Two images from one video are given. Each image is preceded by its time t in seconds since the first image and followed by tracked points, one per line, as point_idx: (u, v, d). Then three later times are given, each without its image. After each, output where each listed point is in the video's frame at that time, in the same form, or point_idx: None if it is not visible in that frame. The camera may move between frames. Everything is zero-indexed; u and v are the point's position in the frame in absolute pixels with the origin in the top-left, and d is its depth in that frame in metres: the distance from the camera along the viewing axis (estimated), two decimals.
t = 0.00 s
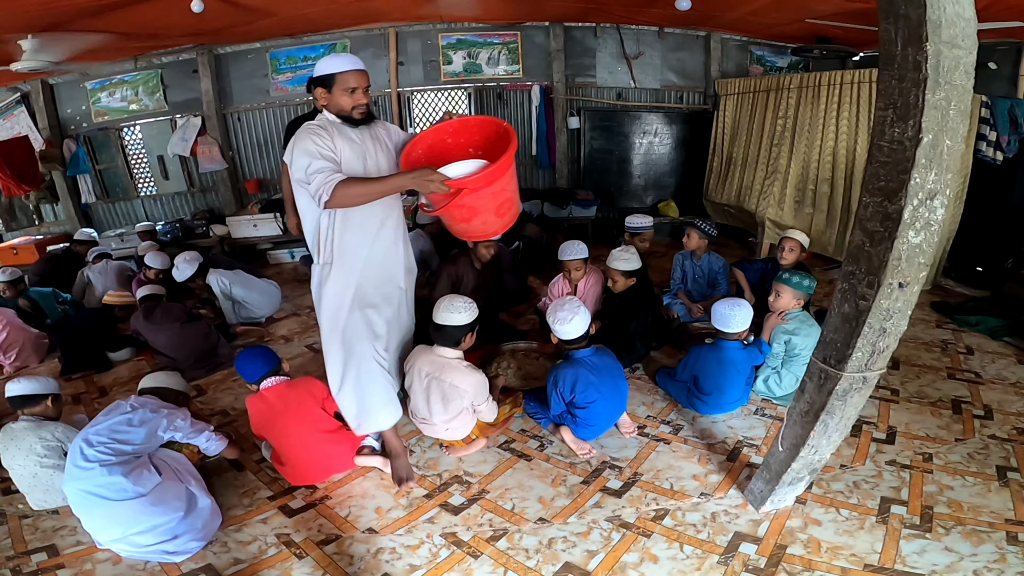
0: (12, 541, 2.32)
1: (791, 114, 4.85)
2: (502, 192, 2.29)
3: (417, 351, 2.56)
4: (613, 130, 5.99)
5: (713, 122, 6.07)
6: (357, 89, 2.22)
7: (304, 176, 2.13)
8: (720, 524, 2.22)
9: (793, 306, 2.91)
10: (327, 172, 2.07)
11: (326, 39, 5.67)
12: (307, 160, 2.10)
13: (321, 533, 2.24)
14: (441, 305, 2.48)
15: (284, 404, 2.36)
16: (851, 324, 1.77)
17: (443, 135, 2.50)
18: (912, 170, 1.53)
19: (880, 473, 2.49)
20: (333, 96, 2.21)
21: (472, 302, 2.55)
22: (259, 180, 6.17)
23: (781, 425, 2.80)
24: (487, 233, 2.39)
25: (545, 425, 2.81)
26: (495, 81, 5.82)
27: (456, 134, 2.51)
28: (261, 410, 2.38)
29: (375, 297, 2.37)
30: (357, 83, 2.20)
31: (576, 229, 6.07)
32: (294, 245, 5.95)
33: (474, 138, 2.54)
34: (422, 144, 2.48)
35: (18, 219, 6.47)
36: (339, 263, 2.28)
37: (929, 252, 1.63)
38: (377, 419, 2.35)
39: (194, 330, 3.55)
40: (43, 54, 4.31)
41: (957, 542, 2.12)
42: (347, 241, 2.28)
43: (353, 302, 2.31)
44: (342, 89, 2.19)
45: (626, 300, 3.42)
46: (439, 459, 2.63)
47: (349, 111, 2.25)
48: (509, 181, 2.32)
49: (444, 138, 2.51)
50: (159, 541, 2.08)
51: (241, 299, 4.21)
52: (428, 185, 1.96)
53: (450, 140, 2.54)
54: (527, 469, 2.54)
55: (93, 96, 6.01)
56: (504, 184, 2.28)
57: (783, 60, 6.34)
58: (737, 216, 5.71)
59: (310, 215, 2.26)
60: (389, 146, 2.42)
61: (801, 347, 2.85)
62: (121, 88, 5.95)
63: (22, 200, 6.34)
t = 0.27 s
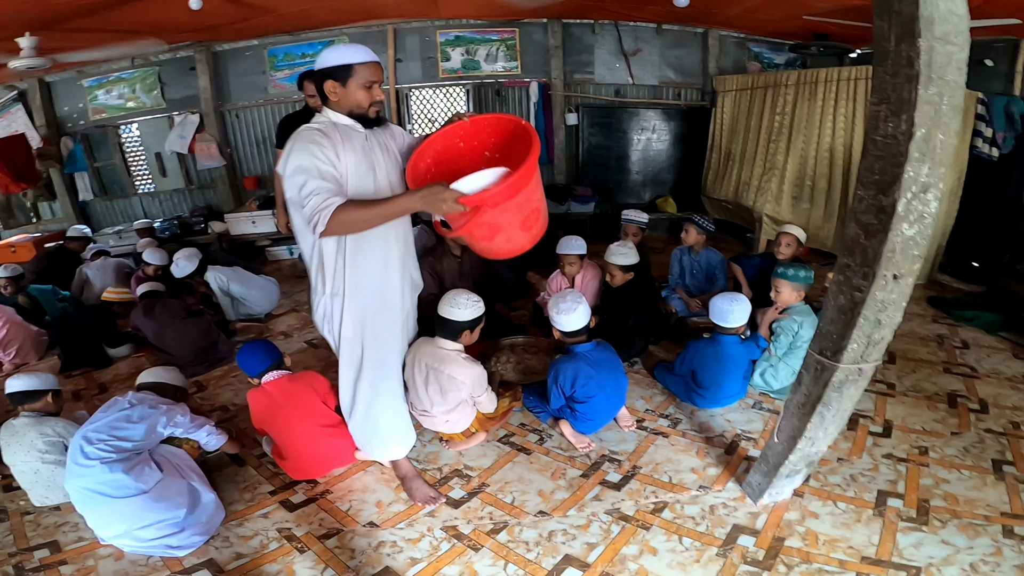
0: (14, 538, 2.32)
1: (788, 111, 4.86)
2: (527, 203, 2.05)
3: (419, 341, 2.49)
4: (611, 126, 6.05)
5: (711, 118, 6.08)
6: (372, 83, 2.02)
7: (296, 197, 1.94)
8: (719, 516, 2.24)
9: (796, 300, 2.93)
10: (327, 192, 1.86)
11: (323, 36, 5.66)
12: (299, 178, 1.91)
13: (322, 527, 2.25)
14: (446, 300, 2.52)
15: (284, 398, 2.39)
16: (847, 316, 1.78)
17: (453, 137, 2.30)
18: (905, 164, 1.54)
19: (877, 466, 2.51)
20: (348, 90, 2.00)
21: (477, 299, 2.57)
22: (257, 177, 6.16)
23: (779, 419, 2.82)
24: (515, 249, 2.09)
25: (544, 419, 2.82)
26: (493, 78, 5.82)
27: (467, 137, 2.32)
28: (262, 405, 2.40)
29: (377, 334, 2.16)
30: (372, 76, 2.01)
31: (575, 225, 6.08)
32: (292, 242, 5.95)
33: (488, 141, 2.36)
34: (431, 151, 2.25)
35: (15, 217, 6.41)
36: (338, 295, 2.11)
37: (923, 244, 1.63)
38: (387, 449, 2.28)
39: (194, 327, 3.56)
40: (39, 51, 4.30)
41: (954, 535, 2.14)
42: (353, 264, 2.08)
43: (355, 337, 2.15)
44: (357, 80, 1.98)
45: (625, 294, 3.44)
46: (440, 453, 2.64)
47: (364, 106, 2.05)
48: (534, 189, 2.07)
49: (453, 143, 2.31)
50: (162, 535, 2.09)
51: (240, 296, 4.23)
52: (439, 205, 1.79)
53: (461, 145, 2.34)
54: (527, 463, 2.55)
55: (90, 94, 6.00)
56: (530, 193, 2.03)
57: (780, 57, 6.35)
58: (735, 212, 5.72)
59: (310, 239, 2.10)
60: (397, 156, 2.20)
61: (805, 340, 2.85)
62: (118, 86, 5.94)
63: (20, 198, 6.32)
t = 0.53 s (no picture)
0: (14, 538, 2.33)
1: (786, 110, 4.87)
2: (554, 217, 1.76)
3: (428, 344, 2.57)
4: (609, 126, 6.07)
5: (709, 118, 6.08)
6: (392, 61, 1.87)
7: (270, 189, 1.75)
8: (715, 516, 2.24)
9: (792, 297, 2.96)
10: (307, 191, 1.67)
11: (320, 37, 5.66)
12: (280, 169, 1.71)
13: (320, 527, 2.26)
14: (450, 298, 2.54)
15: (281, 400, 2.38)
16: (840, 315, 1.79)
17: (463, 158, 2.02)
18: (896, 163, 1.55)
19: (873, 465, 2.52)
20: (362, 68, 1.85)
21: (480, 298, 2.59)
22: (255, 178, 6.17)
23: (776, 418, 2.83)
24: (551, 280, 1.87)
25: (541, 418, 2.83)
26: (491, 78, 5.83)
27: (483, 160, 2.03)
28: (259, 406, 2.43)
29: (377, 355, 2.10)
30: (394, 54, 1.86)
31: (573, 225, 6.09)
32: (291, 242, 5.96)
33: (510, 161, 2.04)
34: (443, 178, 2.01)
35: (13, 219, 6.45)
36: (335, 312, 2.01)
37: (914, 242, 1.66)
38: (400, 458, 2.25)
39: (193, 327, 3.56)
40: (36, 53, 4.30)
41: (950, 534, 2.14)
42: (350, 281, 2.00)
43: (355, 354, 2.07)
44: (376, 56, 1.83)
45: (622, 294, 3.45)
46: (437, 453, 2.65)
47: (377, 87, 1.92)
48: (558, 203, 1.76)
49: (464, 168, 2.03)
50: (160, 536, 2.10)
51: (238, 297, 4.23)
52: (436, 226, 1.50)
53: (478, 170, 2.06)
54: (524, 462, 2.56)
55: (88, 95, 6.00)
56: (552, 207, 1.74)
57: (778, 56, 6.36)
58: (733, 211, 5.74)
59: (298, 254, 1.96)
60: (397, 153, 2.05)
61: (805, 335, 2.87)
62: (115, 87, 5.94)
63: (18, 200, 6.32)
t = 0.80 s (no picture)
0: (23, 537, 2.35)
1: (788, 103, 4.83)
2: (629, 227, 1.62)
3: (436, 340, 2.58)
4: (610, 122, 6.07)
5: (711, 113, 6.05)
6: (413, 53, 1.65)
7: (313, 193, 1.43)
8: (717, 512, 2.24)
9: (797, 291, 2.95)
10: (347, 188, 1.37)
11: (320, 37, 5.68)
12: (323, 167, 1.40)
13: (322, 525, 2.27)
14: (455, 294, 2.53)
15: (283, 398, 2.41)
16: (839, 309, 1.78)
17: (509, 176, 1.99)
18: (893, 154, 1.53)
19: (877, 461, 2.50)
20: (388, 56, 1.61)
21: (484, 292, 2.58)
22: (258, 179, 6.20)
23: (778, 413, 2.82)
24: (626, 293, 1.69)
25: (542, 415, 2.83)
26: (491, 76, 5.82)
27: (531, 176, 2.00)
28: (262, 404, 2.45)
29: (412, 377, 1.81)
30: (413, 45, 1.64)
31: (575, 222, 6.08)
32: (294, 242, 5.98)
33: (559, 172, 2.00)
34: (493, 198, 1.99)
35: (21, 222, 6.46)
36: (361, 324, 1.69)
37: (914, 235, 1.65)
38: (426, 484, 1.98)
39: (197, 327, 3.58)
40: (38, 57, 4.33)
41: (955, 530, 2.13)
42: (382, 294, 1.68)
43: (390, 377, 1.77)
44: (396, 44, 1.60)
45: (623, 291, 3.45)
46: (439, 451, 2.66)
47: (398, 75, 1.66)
48: (632, 210, 1.62)
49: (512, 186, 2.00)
50: (167, 534, 2.12)
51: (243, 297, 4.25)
52: (513, 243, 1.27)
53: (527, 186, 2.02)
54: (525, 459, 2.56)
55: (91, 98, 6.04)
56: (627, 216, 1.59)
57: (779, 52, 6.25)
58: (736, 206, 5.72)
59: (320, 265, 1.62)
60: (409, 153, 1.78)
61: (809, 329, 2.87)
62: (118, 90, 5.98)
63: (25, 203, 6.37)
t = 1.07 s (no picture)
0: (26, 533, 2.39)
1: (789, 101, 4.82)
2: (657, 277, 1.68)
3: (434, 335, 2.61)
4: (611, 121, 6.02)
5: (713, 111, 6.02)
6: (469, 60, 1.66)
7: (375, 199, 1.42)
8: (710, 512, 2.24)
9: (797, 288, 2.92)
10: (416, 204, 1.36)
11: (322, 38, 5.74)
12: (389, 173, 1.40)
13: (318, 521, 2.29)
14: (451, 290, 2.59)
15: (283, 394, 2.45)
16: (830, 309, 1.78)
17: (544, 200, 1.88)
18: (882, 154, 1.53)
19: (873, 461, 2.50)
20: (449, 65, 1.60)
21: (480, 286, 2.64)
22: (261, 178, 6.24)
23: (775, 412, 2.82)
24: (635, 335, 1.75)
25: (539, 414, 2.85)
26: (492, 75, 5.83)
27: (563, 204, 1.91)
28: (262, 401, 2.48)
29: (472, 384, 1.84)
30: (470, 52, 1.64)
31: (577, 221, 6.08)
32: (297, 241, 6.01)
33: (588, 208, 1.93)
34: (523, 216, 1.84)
35: (26, 221, 6.53)
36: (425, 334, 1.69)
37: (904, 234, 1.65)
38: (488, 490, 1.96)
39: (199, 325, 3.61)
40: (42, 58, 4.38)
41: (949, 532, 2.12)
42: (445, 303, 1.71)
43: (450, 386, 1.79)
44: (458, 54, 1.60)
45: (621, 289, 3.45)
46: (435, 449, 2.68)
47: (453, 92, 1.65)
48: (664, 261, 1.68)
49: (544, 210, 1.88)
50: (167, 529, 2.15)
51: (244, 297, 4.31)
52: (565, 273, 1.30)
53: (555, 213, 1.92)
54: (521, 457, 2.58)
55: (95, 99, 6.08)
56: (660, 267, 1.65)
57: (781, 48, 6.25)
58: (737, 204, 5.70)
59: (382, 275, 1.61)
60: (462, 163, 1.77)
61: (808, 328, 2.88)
62: (122, 90, 6.03)
63: (31, 203, 6.43)
